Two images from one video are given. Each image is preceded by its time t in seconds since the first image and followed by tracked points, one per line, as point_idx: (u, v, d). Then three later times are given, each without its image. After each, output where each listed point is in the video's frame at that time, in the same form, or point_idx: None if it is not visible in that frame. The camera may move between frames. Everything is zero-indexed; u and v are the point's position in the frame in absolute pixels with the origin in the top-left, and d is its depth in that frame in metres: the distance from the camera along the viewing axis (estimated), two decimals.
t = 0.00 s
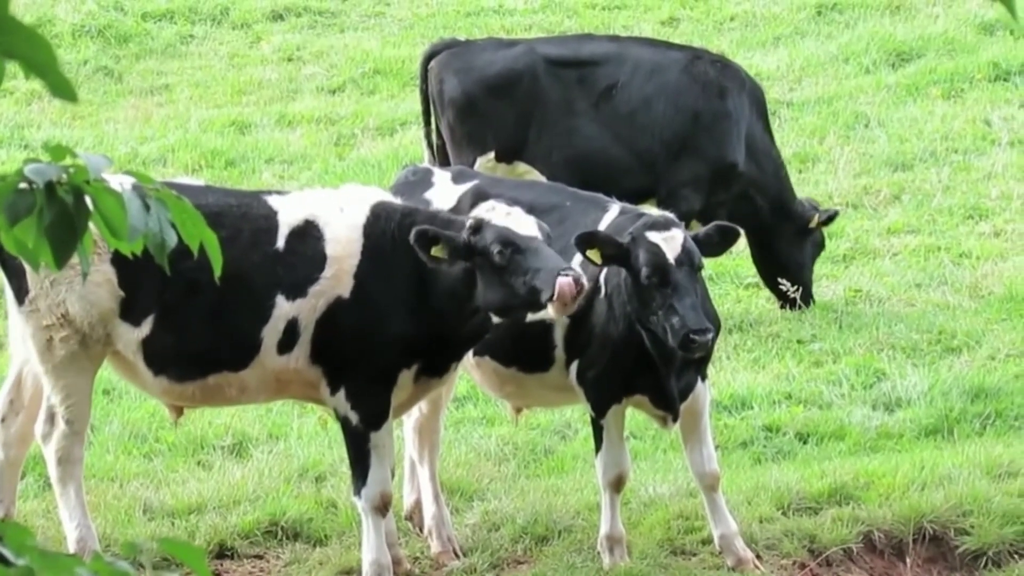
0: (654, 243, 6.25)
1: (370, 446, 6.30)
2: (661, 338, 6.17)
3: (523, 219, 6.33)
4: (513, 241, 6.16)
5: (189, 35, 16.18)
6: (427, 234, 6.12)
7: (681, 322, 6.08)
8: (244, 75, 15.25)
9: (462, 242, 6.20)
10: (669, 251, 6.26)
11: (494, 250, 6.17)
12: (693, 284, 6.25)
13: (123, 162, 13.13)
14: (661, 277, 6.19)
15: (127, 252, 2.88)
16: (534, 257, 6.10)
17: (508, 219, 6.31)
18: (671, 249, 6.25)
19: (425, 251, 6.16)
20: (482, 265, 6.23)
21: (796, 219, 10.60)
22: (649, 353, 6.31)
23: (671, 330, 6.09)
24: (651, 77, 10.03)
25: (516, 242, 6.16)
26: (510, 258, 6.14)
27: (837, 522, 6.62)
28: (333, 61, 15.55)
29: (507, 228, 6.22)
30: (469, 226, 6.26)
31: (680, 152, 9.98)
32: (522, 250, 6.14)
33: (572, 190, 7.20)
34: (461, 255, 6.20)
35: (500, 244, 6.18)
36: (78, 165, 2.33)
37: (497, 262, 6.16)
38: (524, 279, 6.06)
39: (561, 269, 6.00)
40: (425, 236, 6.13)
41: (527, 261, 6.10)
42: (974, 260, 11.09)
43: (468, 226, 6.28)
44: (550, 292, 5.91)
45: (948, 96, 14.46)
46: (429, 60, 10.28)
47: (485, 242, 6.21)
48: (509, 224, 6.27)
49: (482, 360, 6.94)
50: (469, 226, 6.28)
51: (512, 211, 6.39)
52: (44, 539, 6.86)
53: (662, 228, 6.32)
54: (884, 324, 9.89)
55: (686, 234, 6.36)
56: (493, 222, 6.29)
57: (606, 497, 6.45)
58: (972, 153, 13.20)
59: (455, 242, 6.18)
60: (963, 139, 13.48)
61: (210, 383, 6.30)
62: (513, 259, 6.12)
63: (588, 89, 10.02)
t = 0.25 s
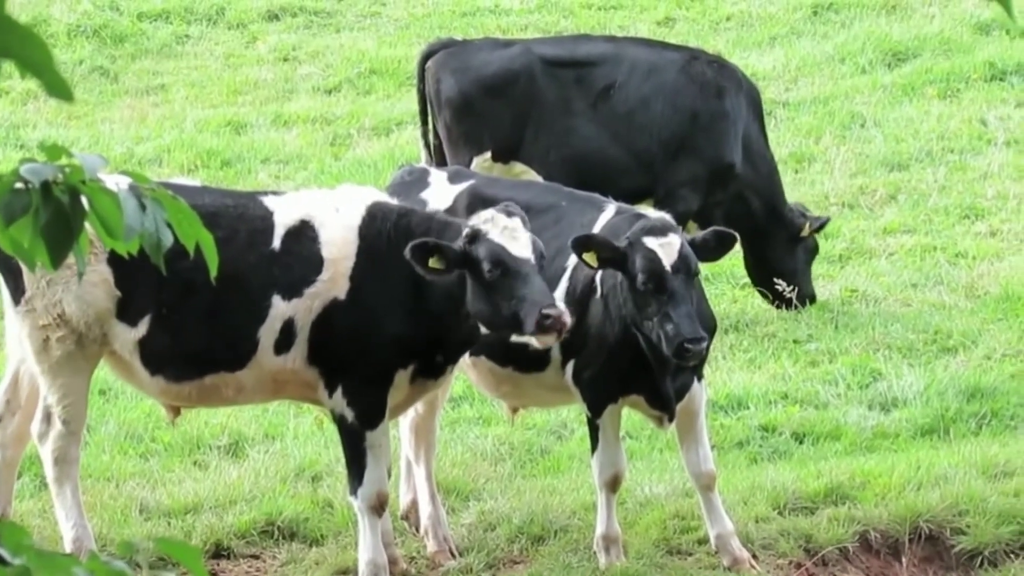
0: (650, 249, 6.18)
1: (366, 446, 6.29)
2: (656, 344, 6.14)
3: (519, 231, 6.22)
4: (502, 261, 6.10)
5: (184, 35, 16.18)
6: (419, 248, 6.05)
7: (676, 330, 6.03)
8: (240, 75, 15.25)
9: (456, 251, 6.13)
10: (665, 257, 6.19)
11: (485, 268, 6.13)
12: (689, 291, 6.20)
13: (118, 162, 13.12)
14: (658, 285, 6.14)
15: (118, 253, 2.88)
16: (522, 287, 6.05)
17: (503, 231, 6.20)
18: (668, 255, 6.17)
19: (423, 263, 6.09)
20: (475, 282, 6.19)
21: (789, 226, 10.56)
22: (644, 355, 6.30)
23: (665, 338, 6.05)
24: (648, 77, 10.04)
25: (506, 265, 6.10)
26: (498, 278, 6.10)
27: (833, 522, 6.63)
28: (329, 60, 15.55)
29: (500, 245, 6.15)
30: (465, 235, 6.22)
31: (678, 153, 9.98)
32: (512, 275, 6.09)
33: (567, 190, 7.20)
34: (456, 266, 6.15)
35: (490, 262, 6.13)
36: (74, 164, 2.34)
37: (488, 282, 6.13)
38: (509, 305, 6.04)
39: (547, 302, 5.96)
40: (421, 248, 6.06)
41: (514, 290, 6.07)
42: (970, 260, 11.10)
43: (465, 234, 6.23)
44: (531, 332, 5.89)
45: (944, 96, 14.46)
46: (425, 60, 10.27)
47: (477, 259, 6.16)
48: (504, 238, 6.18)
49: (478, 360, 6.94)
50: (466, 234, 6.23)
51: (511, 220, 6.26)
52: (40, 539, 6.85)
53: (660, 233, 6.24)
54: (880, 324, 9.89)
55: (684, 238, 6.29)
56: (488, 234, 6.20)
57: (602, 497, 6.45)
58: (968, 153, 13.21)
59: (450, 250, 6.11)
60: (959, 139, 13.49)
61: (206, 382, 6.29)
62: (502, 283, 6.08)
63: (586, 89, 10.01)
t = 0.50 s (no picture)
0: (639, 257, 6.15)
1: (363, 442, 6.29)
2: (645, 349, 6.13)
3: (517, 253, 6.14)
4: (492, 284, 6.06)
5: (179, 31, 16.16)
6: (416, 259, 6.00)
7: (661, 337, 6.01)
8: (235, 72, 15.23)
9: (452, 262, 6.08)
10: (654, 264, 6.16)
11: (475, 287, 6.10)
12: (678, 299, 6.15)
13: (113, 159, 13.11)
14: (644, 292, 6.11)
15: (118, 248, 2.88)
16: (505, 316, 6.02)
17: (501, 253, 6.12)
18: (656, 261, 6.14)
19: (420, 272, 6.04)
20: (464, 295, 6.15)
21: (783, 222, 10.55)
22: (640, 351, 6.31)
23: (652, 345, 6.02)
24: (645, 73, 10.04)
25: (496, 289, 6.06)
26: (488, 300, 6.07)
27: (829, 517, 6.63)
28: (324, 56, 15.53)
29: (494, 266, 6.09)
30: (463, 247, 6.17)
31: (674, 148, 9.99)
32: (500, 300, 6.05)
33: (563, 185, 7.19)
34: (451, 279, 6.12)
35: (480, 282, 6.09)
36: (69, 161, 2.33)
37: (475, 299, 6.11)
38: (490, 332, 6.03)
39: (526, 334, 5.95)
40: (417, 259, 6.01)
41: (499, 315, 6.04)
42: (965, 254, 11.10)
43: (463, 246, 6.18)
44: (507, 363, 5.90)
45: (939, 90, 14.47)
46: (422, 56, 10.26)
47: (470, 275, 6.12)
48: (499, 260, 6.11)
49: (474, 357, 6.93)
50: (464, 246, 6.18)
51: (511, 240, 6.17)
52: (36, 535, 6.85)
53: (649, 239, 6.20)
54: (875, 318, 9.89)
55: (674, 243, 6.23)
56: (485, 252, 6.14)
57: (598, 492, 6.45)
58: (963, 148, 13.21)
59: (446, 261, 6.04)
60: (954, 133, 13.49)
61: (203, 379, 6.29)
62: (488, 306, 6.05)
63: (582, 84, 10.01)
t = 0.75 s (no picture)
0: (618, 269, 6.16)
1: (360, 438, 6.29)
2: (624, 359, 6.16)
3: (512, 264, 6.13)
4: (485, 295, 6.07)
5: (176, 27, 16.15)
6: (414, 270, 6.01)
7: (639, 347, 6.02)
8: (232, 68, 15.22)
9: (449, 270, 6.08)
10: (633, 276, 6.15)
11: (468, 297, 6.11)
12: (656, 314, 6.11)
13: (110, 155, 13.10)
14: (620, 303, 6.12)
15: (118, 245, 2.87)
16: (495, 328, 6.04)
17: (496, 264, 6.12)
18: (634, 274, 6.14)
19: (420, 281, 6.05)
20: (456, 303, 6.17)
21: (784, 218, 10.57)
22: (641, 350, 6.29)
23: (627, 359, 6.05)
24: (642, 69, 10.03)
25: (488, 301, 6.07)
26: (479, 309, 6.09)
27: (826, 513, 6.63)
28: (321, 52, 15.52)
29: (488, 278, 6.09)
30: (458, 255, 6.15)
31: (671, 144, 9.99)
32: (492, 312, 6.07)
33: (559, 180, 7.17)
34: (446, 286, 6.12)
35: (473, 292, 6.10)
36: (65, 157, 2.32)
37: (466, 308, 6.12)
38: (480, 341, 6.06)
39: (514, 349, 5.98)
40: (416, 270, 6.02)
41: (489, 327, 6.06)
42: (962, 250, 11.10)
43: (458, 254, 6.17)
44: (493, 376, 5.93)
45: (936, 86, 14.47)
46: (419, 52, 10.24)
47: (463, 284, 6.12)
48: (493, 271, 6.11)
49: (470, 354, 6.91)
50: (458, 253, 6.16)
51: (506, 250, 6.16)
52: (33, 531, 6.85)
53: (632, 251, 6.19)
54: (872, 314, 9.89)
55: (659, 252, 6.21)
56: (480, 262, 6.13)
57: (596, 488, 6.45)
58: (960, 144, 13.21)
59: (442, 270, 6.05)
60: (951, 129, 13.50)
61: (201, 375, 6.28)
62: (480, 316, 6.07)
63: (580, 80, 9.99)
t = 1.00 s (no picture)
0: (582, 279, 6.15)
1: (356, 431, 6.28)
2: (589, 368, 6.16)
3: (512, 270, 6.05)
4: (487, 304, 6.00)
5: (173, 20, 16.13)
6: (415, 279, 5.99)
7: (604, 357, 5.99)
8: (229, 60, 15.20)
9: (450, 276, 6.05)
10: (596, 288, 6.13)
11: (470, 305, 6.04)
12: (613, 328, 6.06)
13: (107, 147, 13.08)
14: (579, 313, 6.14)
15: (112, 236, 2.87)
16: (497, 336, 5.97)
17: (496, 270, 6.04)
18: (596, 286, 6.11)
19: (420, 291, 6.01)
20: (454, 310, 6.10)
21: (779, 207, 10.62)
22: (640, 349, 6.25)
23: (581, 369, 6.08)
24: (639, 63, 10.01)
25: (489, 309, 6.00)
26: (479, 317, 6.02)
27: (822, 506, 6.63)
28: (317, 45, 15.50)
29: (488, 284, 6.02)
30: (457, 262, 6.09)
31: (668, 138, 9.98)
32: (493, 319, 5.99)
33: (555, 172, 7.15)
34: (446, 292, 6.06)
35: (475, 301, 6.03)
36: (62, 150, 2.32)
37: (466, 316, 6.06)
38: (479, 351, 6.01)
39: (517, 354, 5.92)
40: (417, 279, 5.99)
41: (490, 334, 5.99)
42: (958, 244, 11.09)
43: (457, 261, 6.10)
44: (497, 383, 5.88)
45: (933, 81, 14.46)
46: (416, 45, 10.22)
47: (463, 291, 6.06)
48: (493, 278, 6.03)
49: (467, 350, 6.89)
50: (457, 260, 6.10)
51: (506, 256, 6.08)
52: (29, 523, 6.83)
53: (600, 263, 6.17)
54: (869, 308, 9.90)
55: (629, 265, 6.14)
56: (480, 269, 6.06)
57: (591, 481, 6.44)
58: (956, 138, 13.21)
59: (443, 276, 6.02)
60: (947, 124, 13.49)
61: (198, 367, 6.28)
62: (482, 324, 6.00)
63: (577, 73, 9.97)
